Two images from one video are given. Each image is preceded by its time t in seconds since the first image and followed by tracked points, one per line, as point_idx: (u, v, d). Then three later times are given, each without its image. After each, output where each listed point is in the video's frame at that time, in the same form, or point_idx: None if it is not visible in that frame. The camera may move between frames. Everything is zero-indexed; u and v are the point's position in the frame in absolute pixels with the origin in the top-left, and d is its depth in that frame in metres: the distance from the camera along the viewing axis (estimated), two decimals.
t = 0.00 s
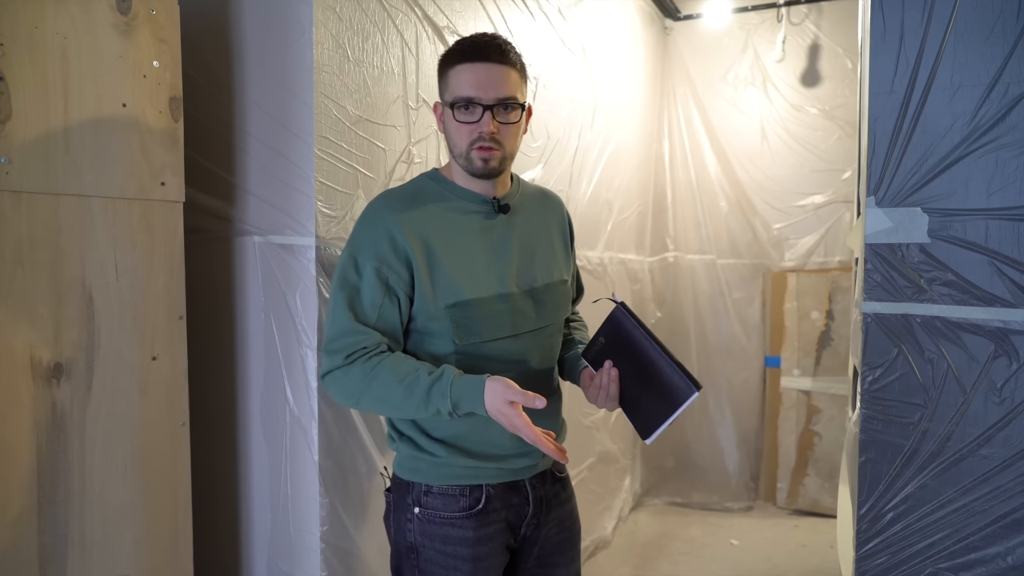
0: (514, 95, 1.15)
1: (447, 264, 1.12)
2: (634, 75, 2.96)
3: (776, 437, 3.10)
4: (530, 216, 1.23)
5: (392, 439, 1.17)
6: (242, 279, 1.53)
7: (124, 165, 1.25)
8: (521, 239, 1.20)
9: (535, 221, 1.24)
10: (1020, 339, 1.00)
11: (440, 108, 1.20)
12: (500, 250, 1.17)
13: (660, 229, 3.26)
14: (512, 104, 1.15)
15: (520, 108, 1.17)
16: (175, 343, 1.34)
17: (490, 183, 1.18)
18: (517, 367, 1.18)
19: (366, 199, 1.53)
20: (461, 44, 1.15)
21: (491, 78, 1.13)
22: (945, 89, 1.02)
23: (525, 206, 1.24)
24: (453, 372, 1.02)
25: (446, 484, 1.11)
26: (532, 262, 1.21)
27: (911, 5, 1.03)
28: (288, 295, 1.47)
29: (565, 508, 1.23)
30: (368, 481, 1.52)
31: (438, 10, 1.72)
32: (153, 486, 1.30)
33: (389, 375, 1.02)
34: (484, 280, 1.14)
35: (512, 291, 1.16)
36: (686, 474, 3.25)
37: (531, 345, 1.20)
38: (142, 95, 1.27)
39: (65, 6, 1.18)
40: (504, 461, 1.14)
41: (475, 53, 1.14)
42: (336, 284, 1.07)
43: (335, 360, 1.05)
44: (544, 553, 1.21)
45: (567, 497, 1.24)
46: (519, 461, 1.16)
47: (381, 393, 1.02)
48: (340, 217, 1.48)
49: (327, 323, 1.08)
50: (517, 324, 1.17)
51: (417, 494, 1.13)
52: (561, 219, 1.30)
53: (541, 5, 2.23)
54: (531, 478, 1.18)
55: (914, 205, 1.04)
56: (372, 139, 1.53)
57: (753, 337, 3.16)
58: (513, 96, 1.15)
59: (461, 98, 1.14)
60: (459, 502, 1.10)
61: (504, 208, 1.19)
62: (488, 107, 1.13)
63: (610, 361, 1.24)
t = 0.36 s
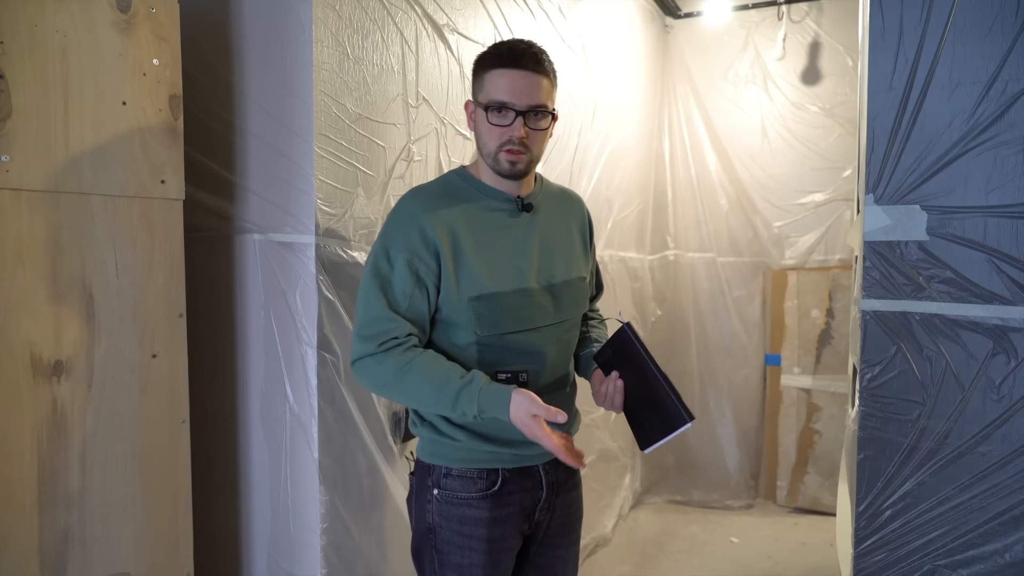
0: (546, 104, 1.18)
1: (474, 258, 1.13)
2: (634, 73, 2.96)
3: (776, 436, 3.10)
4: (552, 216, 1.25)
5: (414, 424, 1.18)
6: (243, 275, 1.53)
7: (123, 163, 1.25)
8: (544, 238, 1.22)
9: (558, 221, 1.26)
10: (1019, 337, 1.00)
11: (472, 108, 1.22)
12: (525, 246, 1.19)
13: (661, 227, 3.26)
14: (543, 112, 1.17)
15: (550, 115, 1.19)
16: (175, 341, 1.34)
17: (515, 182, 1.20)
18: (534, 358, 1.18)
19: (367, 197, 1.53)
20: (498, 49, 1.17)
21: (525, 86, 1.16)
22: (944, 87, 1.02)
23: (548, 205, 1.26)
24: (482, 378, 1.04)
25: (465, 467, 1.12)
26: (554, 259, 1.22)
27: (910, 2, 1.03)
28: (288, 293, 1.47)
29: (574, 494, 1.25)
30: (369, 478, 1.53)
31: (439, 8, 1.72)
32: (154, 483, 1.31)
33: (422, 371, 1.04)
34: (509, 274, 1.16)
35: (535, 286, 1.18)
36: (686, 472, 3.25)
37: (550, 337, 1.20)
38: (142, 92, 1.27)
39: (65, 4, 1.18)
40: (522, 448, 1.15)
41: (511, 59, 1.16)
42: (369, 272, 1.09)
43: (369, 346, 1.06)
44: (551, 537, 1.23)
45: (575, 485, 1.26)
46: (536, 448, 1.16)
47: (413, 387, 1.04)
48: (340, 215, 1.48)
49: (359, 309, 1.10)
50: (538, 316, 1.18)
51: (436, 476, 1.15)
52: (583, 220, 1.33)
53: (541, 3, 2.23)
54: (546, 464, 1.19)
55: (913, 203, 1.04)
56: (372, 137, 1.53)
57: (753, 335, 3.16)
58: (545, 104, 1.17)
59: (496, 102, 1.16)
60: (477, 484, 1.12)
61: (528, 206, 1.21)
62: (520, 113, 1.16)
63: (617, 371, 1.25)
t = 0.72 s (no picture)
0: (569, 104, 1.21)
1: (490, 253, 1.17)
2: (634, 71, 2.95)
3: (776, 434, 3.10)
4: (568, 214, 1.28)
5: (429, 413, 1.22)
6: (240, 273, 1.54)
7: (120, 160, 1.25)
8: (561, 236, 1.25)
9: (574, 220, 1.29)
10: (1016, 335, 1.00)
11: (497, 109, 1.25)
12: (540, 243, 1.21)
13: (660, 225, 3.26)
14: (565, 111, 1.20)
15: (571, 115, 1.22)
16: (174, 338, 1.34)
17: (535, 181, 1.22)
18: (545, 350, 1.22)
19: (365, 195, 1.53)
20: (523, 52, 1.21)
21: (549, 85, 1.19)
22: (941, 84, 1.02)
23: (565, 205, 1.28)
24: (479, 326, 1.09)
25: (477, 454, 1.16)
26: (568, 256, 1.25)
27: None
28: (286, 290, 1.47)
29: (580, 483, 1.28)
30: (367, 475, 1.53)
31: (437, 5, 1.72)
32: (153, 480, 1.31)
33: (423, 333, 1.08)
34: (524, 270, 1.19)
35: (549, 281, 1.21)
36: (686, 470, 3.25)
37: (561, 330, 1.24)
38: (140, 90, 1.27)
39: (62, 1, 1.18)
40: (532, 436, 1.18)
41: (535, 61, 1.20)
42: (383, 263, 1.13)
43: (374, 324, 1.11)
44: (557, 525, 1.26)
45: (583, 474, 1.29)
46: (546, 436, 1.20)
47: (416, 349, 1.08)
48: (339, 213, 1.48)
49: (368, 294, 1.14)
50: (550, 310, 1.22)
51: (450, 463, 1.19)
52: (598, 221, 1.35)
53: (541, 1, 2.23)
54: (556, 453, 1.22)
55: (910, 200, 1.04)
56: (371, 135, 1.53)
57: (752, 333, 3.16)
58: (566, 104, 1.21)
59: (522, 100, 1.19)
60: (488, 471, 1.15)
61: (545, 206, 1.24)
62: (545, 110, 1.19)
63: (635, 333, 1.26)
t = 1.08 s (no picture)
0: (559, 106, 1.21)
1: (495, 253, 1.18)
2: (634, 69, 2.95)
3: (775, 432, 3.10)
4: (570, 213, 1.28)
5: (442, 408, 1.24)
6: (238, 271, 1.54)
7: (119, 158, 1.25)
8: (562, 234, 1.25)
9: (575, 218, 1.28)
10: (1012, 332, 1.00)
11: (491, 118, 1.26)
12: (544, 242, 1.22)
13: (660, 223, 3.26)
14: (555, 113, 1.21)
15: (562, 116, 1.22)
16: (172, 336, 1.35)
17: (533, 182, 1.23)
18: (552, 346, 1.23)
19: (364, 193, 1.53)
20: (509, 61, 1.22)
21: (536, 90, 1.20)
22: (938, 81, 1.02)
23: (566, 205, 1.28)
24: (515, 348, 1.10)
25: (488, 445, 1.17)
26: (571, 253, 1.25)
27: None
28: (283, 288, 1.47)
29: (589, 476, 1.28)
30: (366, 473, 1.53)
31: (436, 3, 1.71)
32: (152, 477, 1.31)
33: (462, 350, 1.10)
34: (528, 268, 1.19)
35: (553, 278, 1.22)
36: (685, 468, 3.25)
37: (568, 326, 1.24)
38: (138, 88, 1.28)
39: None
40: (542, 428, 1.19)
41: (522, 67, 1.20)
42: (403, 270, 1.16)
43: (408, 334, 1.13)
44: (567, 517, 1.26)
45: (592, 468, 1.29)
46: (556, 428, 1.21)
47: (455, 364, 1.10)
48: (337, 211, 1.48)
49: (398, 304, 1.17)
50: (556, 307, 1.22)
51: (462, 455, 1.20)
52: (598, 218, 1.35)
53: None
54: (566, 445, 1.22)
55: (906, 198, 1.04)
56: (369, 133, 1.53)
57: (752, 331, 3.16)
58: (555, 105, 1.21)
59: (511, 106, 1.20)
60: (499, 461, 1.16)
61: (545, 205, 1.24)
62: (534, 114, 1.19)
63: (648, 347, 1.25)
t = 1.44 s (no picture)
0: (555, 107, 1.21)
1: (496, 251, 1.18)
2: (634, 67, 2.95)
3: (775, 430, 3.10)
4: (569, 211, 1.28)
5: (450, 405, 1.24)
6: (238, 270, 1.54)
7: (117, 156, 1.25)
8: (563, 233, 1.25)
9: (575, 217, 1.28)
10: (1010, 330, 1.00)
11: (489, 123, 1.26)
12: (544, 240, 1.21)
13: (660, 221, 3.26)
14: (552, 113, 1.21)
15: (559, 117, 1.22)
16: (169, 334, 1.34)
17: (532, 182, 1.23)
18: (555, 343, 1.22)
19: (362, 191, 1.53)
20: (504, 66, 1.22)
21: (532, 92, 1.20)
22: (936, 79, 1.02)
23: (566, 205, 1.28)
24: (512, 345, 1.10)
25: (496, 440, 1.18)
26: (571, 251, 1.25)
27: None
28: (282, 286, 1.47)
29: (596, 473, 1.28)
30: (365, 471, 1.53)
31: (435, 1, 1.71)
32: (149, 475, 1.31)
33: (459, 347, 1.10)
34: (529, 266, 1.19)
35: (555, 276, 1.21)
36: (685, 466, 3.25)
37: (571, 322, 1.24)
38: (135, 85, 1.27)
39: None
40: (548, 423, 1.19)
41: (516, 70, 1.21)
42: (405, 271, 1.17)
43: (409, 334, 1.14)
44: (573, 513, 1.26)
45: (598, 466, 1.28)
46: (563, 423, 1.20)
47: (452, 361, 1.10)
48: (336, 209, 1.48)
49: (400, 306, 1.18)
50: (557, 303, 1.21)
51: (471, 450, 1.20)
52: (599, 217, 1.34)
53: None
54: (573, 440, 1.22)
55: (904, 196, 1.04)
56: (367, 131, 1.53)
57: (752, 329, 3.16)
58: (552, 106, 1.21)
59: (507, 109, 1.20)
60: (507, 456, 1.17)
61: (545, 204, 1.23)
62: (531, 116, 1.19)
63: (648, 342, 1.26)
